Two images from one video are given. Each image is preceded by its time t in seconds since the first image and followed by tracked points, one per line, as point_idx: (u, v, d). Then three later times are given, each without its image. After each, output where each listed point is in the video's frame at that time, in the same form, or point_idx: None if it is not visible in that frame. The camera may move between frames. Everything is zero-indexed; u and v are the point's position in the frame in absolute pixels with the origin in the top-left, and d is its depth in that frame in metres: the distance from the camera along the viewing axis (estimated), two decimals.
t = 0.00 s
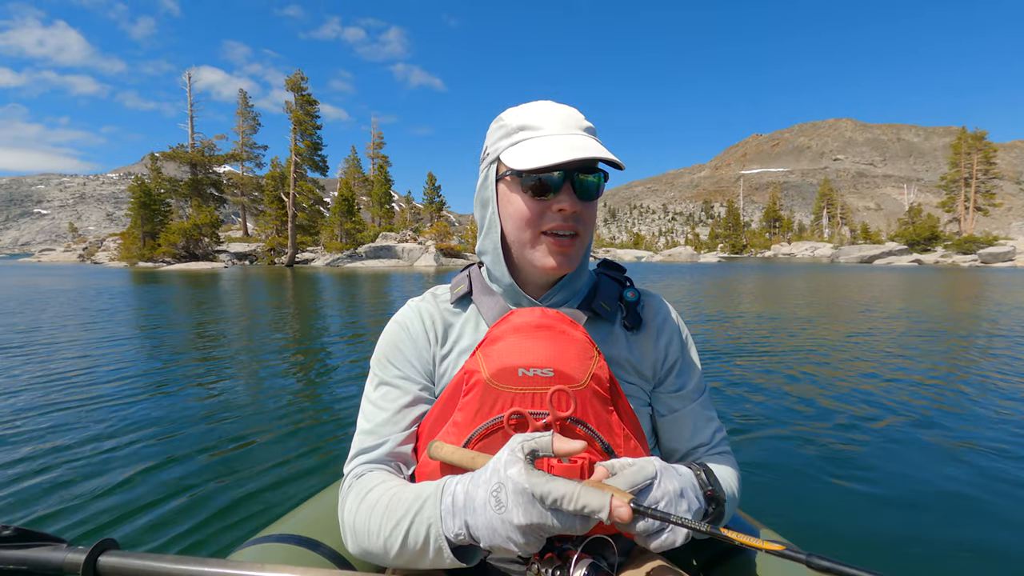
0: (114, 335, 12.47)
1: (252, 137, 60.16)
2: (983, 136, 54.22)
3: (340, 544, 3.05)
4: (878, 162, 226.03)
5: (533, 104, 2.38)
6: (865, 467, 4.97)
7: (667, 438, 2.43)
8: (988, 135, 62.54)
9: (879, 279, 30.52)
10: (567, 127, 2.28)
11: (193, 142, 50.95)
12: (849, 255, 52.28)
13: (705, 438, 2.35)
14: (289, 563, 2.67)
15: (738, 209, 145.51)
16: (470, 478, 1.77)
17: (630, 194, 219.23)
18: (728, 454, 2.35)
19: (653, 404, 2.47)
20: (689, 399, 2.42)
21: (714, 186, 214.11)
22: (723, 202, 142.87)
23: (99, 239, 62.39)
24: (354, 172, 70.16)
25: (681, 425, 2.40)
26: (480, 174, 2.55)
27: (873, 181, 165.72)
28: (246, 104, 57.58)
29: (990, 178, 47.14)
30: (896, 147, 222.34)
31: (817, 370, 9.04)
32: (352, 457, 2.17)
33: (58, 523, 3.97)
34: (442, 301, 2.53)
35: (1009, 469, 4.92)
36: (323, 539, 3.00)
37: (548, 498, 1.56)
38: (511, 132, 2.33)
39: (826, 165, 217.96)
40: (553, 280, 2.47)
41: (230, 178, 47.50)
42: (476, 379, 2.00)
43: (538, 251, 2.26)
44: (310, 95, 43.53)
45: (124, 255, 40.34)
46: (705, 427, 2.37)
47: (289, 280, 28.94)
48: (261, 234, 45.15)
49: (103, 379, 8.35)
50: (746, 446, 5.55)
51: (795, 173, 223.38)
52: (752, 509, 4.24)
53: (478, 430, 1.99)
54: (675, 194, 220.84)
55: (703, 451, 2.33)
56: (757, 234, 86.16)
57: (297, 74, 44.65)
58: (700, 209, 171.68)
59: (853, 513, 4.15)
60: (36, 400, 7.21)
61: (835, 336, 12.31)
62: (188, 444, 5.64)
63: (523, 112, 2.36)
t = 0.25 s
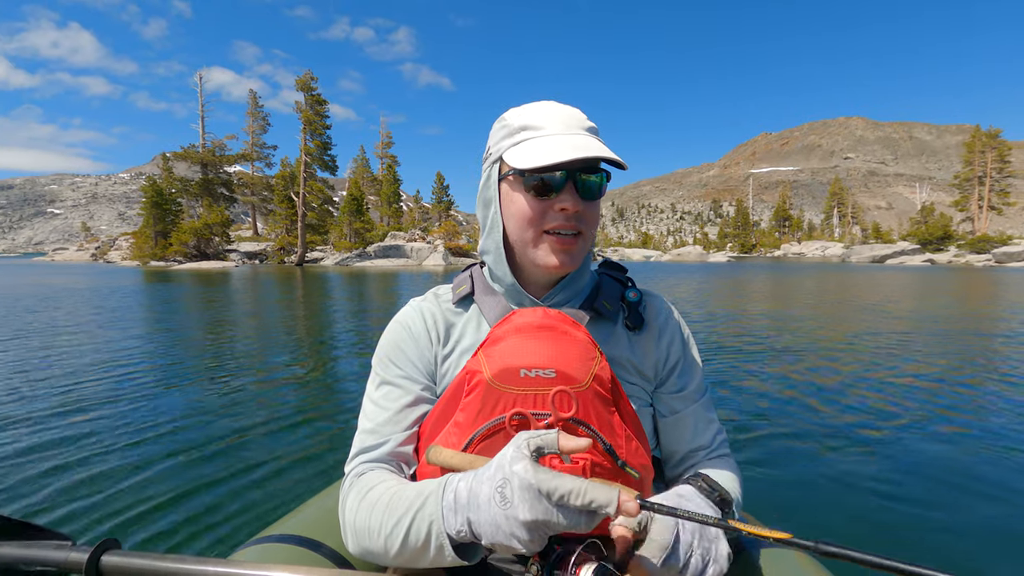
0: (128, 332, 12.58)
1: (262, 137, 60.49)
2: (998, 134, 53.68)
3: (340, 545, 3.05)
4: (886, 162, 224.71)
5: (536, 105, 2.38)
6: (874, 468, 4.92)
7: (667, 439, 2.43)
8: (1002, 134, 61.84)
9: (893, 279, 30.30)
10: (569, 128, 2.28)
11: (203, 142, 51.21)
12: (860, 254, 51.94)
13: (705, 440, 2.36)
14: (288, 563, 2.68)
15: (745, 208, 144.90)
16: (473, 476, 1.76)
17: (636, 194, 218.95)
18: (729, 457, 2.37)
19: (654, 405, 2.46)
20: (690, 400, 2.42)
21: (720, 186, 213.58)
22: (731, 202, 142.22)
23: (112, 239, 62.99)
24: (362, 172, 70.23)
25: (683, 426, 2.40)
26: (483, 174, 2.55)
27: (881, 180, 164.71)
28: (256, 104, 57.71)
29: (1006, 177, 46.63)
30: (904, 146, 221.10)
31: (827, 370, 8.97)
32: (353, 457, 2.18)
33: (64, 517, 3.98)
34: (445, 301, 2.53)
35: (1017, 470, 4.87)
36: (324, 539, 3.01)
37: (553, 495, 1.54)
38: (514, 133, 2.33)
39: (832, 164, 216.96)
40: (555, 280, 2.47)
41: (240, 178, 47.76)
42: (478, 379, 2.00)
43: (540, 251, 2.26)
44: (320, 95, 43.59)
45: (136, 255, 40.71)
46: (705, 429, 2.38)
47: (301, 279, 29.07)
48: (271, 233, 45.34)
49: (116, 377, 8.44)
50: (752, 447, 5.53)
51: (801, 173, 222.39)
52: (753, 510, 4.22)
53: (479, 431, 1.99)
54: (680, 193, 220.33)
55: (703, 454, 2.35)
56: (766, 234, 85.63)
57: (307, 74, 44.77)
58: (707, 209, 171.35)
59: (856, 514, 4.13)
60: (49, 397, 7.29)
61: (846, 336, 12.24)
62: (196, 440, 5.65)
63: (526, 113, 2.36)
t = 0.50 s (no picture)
0: (142, 332, 12.64)
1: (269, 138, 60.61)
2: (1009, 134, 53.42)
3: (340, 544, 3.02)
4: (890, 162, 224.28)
5: (534, 104, 2.35)
6: (882, 469, 4.88)
7: (668, 438, 2.41)
8: (1013, 134, 61.54)
9: (904, 280, 30.18)
10: (567, 127, 2.26)
11: (212, 143, 51.33)
12: (871, 255, 51.76)
13: (705, 439, 2.34)
14: (288, 563, 2.66)
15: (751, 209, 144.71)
16: (473, 474, 1.74)
17: (639, 194, 218.98)
18: (729, 456, 2.34)
19: (654, 404, 2.44)
20: (691, 400, 2.40)
21: (723, 186, 213.53)
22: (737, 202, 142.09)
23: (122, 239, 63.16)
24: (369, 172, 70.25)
25: (683, 426, 2.37)
26: (481, 175, 2.52)
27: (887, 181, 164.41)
28: (264, 105, 57.80)
29: (1018, 177, 46.37)
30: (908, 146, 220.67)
31: (837, 370, 8.92)
32: (353, 456, 2.16)
33: (64, 518, 3.96)
34: (445, 301, 2.50)
35: None
36: (323, 538, 2.98)
37: (550, 489, 1.50)
38: (512, 133, 2.31)
39: (836, 165, 216.75)
40: (555, 280, 2.45)
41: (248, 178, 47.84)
42: (477, 379, 1.98)
43: (539, 250, 2.23)
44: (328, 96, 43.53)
45: (146, 255, 40.85)
46: (705, 428, 2.36)
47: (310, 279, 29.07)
48: (279, 233, 45.38)
49: (126, 375, 8.47)
50: (760, 447, 5.51)
51: (805, 173, 222.09)
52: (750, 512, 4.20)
53: (478, 431, 1.97)
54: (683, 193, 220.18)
55: (703, 453, 2.33)
56: (774, 234, 85.40)
57: (315, 75, 44.70)
58: (712, 209, 171.36)
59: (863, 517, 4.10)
60: (60, 395, 7.32)
61: (857, 336, 12.17)
62: (201, 440, 5.64)
63: (524, 112, 2.34)
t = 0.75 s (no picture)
0: (153, 331, 12.74)
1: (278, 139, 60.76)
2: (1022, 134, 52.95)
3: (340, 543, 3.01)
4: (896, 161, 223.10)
5: (534, 103, 2.33)
6: (889, 469, 4.85)
7: (668, 437, 2.39)
8: None
9: (915, 281, 29.97)
10: (567, 126, 2.24)
11: (220, 144, 51.59)
12: (880, 256, 51.53)
13: (706, 438, 2.32)
14: (288, 563, 2.64)
15: (757, 208, 144.29)
16: (476, 470, 1.73)
17: (643, 193, 218.70)
18: (730, 455, 2.32)
19: (656, 402, 2.41)
20: (692, 399, 2.38)
21: (728, 185, 212.86)
22: (743, 202, 141.75)
23: (132, 240, 63.56)
24: (376, 172, 70.35)
25: (684, 425, 2.35)
26: (482, 174, 2.50)
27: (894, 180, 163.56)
28: (273, 106, 58.01)
29: None
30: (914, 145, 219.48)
31: (846, 371, 8.87)
32: (353, 453, 2.13)
33: (67, 520, 3.96)
34: (447, 299, 2.47)
35: None
36: (323, 538, 2.96)
37: (559, 485, 1.50)
38: (512, 132, 2.29)
39: (842, 164, 215.99)
40: (556, 279, 2.42)
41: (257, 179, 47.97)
42: (479, 378, 1.96)
43: (539, 250, 2.21)
44: (336, 98, 43.62)
45: (155, 255, 41.09)
46: (706, 428, 2.33)
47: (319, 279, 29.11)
48: (287, 234, 45.44)
49: (136, 374, 8.52)
50: (766, 446, 5.48)
51: (811, 172, 221.18)
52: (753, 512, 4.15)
53: (479, 430, 1.96)
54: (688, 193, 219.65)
55: (704, 452, 2.30)
56: (782, 234, 85.12)
57: (324, 77, 44.80)
58: (718, 209, 170.95)
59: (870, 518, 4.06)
60: (70, 393, 7.37)
61: (866, 337, 12.11)
62: (206, 440, 5.65)
63: (524, 112, 2.32)
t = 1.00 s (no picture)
0: (164, 330, 12.80)
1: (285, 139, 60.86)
2: None
3: (339, 543, 2.99)
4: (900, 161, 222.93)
5: (533, 104, 2.32)
6: (895, 470, 4.82)
7: (669, 438, 2.37)
8: None
9: (927, 280, 29.77)
10: (567, 126, 2.23)
11: (228, 144, 51.76)
12: (889, 255, 51.38)
13: (706, 440, 2.30)
14: (288, 562, 2.62)
15: (762, 208, 144.21)
16: (474, 469, 1.72)
17: (646, 194, 218.80)
18: (731, 458, 2.30)
19: (656, 403, 2.40)
20: (693, 400, 2.36)
21: (731, 186, 212.84)
22: (748, 202, 141.74)
23: (141, 240, 63.80)
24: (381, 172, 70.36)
25: (685, 426, 2.33)
26: (481, 175, 2.49)
27: (898, 181, 163.38)
28: (279, 106, 58.12)
29: None
30: (918, 145, 219.27)
31: (854, 371, 8.82)
32: (351, 453, 2.12)
33: (68, 516, 3.95)
34: (446, 299, 2.46)
35: None
36: (323, 538, 2.94)
37: (558, 485, 1.49)
38: (511, 133, 2.28)
39: (845, 164, 215.77)
40: (556, 280, 2.41)
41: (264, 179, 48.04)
42: (478, 379, 1.95)
43: (538, 250, 2.20)
44: (343, 98, 43.63)
45: (163, 255, 41.25)
46: (706, 429, 2.32)
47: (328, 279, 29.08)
48: (293, 234, 45.45)
49: (144, 372, 8.55)
50: (772, 446, 5.47)
51: (814, 173, 221.06)
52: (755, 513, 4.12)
53: (478, 431, 1.95)
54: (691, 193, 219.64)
55: (704, 453, 2.29)
56: (789, 234, 84.98)
57: (331, 77, 44.75)
58: (722, 209, 170.91)
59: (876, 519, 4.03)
60: (78, 391, 7.41)
61: (875, 337, 12.06)
62: (210, 438, 5.63)
63: (523, 112, 2.31)
